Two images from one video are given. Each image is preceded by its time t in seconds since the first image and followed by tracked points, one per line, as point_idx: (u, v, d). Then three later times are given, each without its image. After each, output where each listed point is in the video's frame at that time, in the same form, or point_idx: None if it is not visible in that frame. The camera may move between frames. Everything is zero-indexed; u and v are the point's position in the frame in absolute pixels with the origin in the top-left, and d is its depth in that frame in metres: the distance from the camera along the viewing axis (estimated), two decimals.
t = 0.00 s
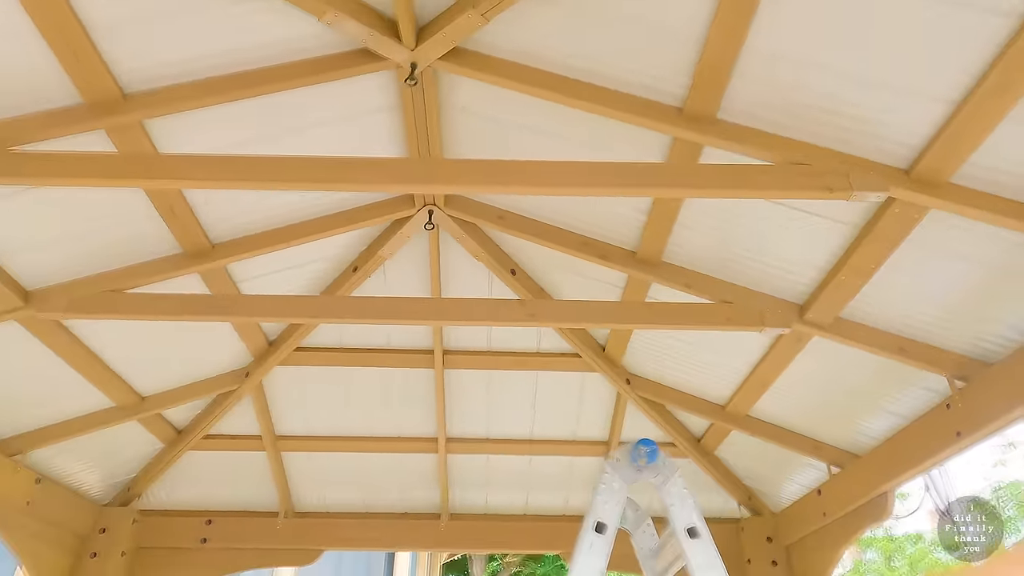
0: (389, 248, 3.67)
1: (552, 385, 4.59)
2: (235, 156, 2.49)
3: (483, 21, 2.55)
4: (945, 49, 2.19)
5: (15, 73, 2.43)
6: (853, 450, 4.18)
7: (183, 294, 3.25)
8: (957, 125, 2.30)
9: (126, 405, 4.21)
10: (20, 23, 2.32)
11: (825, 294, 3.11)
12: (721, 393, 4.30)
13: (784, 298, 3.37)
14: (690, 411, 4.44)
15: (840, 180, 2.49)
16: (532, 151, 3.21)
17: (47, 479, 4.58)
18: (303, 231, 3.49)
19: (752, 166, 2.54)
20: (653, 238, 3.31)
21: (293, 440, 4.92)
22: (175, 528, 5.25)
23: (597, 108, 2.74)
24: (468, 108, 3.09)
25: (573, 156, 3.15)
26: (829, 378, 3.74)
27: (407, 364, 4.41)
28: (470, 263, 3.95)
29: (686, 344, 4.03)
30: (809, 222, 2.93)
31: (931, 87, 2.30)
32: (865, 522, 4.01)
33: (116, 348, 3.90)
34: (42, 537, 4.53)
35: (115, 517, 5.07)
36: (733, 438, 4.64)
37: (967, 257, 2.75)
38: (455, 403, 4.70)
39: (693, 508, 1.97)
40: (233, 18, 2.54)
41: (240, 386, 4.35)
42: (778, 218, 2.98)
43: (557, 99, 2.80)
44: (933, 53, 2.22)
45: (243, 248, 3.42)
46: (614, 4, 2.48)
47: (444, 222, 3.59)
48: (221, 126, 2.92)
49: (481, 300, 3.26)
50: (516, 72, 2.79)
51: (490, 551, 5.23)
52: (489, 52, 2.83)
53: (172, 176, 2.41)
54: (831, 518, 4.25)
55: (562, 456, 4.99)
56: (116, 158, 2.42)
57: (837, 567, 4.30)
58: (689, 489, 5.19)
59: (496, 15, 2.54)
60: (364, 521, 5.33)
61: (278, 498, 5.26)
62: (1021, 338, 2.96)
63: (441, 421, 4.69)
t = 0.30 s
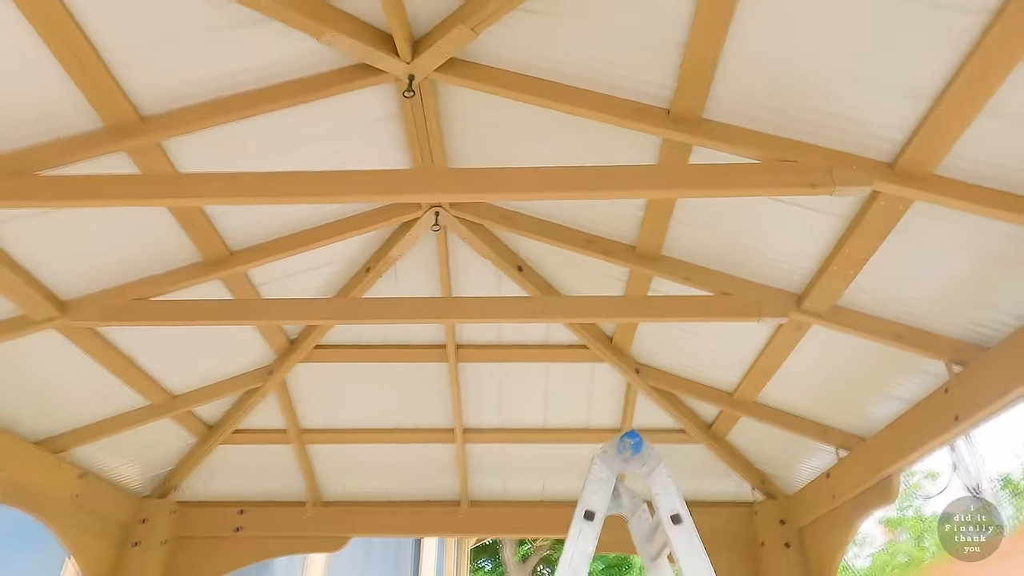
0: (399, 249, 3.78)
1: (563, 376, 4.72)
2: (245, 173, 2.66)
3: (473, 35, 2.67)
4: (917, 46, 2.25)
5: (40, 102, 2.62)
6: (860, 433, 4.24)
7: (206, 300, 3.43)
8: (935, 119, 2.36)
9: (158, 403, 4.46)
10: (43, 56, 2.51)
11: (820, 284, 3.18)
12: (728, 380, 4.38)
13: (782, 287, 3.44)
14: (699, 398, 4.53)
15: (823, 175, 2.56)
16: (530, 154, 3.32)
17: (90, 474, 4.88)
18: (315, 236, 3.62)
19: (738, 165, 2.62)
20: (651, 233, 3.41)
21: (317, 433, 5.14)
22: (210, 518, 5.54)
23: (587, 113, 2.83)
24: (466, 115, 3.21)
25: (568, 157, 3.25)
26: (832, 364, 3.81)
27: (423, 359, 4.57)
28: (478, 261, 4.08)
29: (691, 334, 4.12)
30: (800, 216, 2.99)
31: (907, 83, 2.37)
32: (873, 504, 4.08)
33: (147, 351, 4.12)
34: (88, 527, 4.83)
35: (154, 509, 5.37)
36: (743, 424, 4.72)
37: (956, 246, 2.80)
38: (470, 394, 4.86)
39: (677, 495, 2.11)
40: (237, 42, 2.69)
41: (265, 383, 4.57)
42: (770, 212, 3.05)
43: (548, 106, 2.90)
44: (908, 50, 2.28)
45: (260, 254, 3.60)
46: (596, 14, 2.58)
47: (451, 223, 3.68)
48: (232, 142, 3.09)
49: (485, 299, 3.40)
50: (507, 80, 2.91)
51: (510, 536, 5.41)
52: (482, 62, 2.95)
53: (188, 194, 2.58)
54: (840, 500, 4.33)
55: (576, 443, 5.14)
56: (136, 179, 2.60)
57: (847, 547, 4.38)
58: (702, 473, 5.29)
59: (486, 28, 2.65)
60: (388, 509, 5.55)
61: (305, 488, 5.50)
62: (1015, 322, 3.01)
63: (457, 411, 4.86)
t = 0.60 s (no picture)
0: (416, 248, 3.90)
1: (580, 366, 4.83)
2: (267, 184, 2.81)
3: (479, 44, 2.75)
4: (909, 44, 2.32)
5: (74, 122, 2.78)
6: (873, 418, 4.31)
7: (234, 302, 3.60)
8: (930, 113, 2.42)
9: (192, 399, 4.67)
10: (75, 80, 2.66)
11: (826, 275, 3.24)
12: (741, 368, 4.46)
13: (790, 277, 3.51)
14: (713, 386, 4.61)
15: (822, 171, 2.63)
16: (538, 156, 3.42)
17: (131, 468, 5.13)
18: (334, 238, 3.76)
19: (739, 163, 2.70)
20: (659, 228, 3.49)
21: (343, 425, 5.33)
22: (244, 508, 5.75)
23: (592, 116, 2.92)
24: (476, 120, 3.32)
25: (576, 157, 3.34)
26: (842, 351, 3.87)
27: (442, 353, 4.72)
28: (492, 258, 4.19)
29: (703, 324, 4.19)
30: (804, 208, 3.06)
31: (901, 78, 2.43)
32: (886, 487, 4.14)
33: (180, 352, 4.32)
34: (130, 518, 5.09)
35: (191, 500, 5.62)
36: (757, 410, 4.80)
37: (957, 235, 2.86)
38: (489, 386, 5.00)
39: (681, 485, 2.24)
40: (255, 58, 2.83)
41: (292, 379, 4.75)
42: (775, 205, 3.11)
43: (554, 109, 3.00)
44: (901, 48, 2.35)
45: (283, 256, 3.75)
46: (597, 20, 2.67)
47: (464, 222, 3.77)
48: (254, 153, 3.23)
49: (498, 296, 3.52)
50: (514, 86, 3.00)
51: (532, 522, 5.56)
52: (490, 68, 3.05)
53: (214, 207, 2.73)
54: (854, 484, 4.41)
55: (594, 431, 5.26)
56: (166, 192, 2.75)
57: (862, 530, 4.45)
58: (719, 459, 5.38)
59: (491, 38, 2.73)
60: (414, 497, 5.74)
61: (334, 478, 5.71)
62: (1020, 309, 3.06)
63: (477, 403, 5.01)
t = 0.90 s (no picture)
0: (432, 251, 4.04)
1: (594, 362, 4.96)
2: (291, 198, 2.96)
3: (487, 60, 2.87)
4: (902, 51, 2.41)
5: (109, 142, 2.94)
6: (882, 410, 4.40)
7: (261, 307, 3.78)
8: (924, 118, 2.51)
9: (222, 398, 4.87)
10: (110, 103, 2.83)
11: (830, 272, 3.33)
12: (752, 361, 4.55)
13: (797, 275, 3.60)
14: (725, 379, 4.71)
15: (822, 174, 2.72)
16: (548, 162, 3.54)
17: (166, 464, 5.37)
18: (353, 244, 3.91)
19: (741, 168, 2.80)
20: (667, 229, 3.60)
21: (366, 421, 5.51)
22: (272, 501, 5.97)
23: (599, 125, 3.04)
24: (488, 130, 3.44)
25: (585, 163, 3.46)
26: (850, 345, 3.96)
27: (461, 351, 4.88)
28: (506, 259, 4.32)
29: (714, 320, 4.29)
30: (807, 209, 3.15)
31: (895, 84, 2.52)
32: (895, 476, 4.23)
33: (210, 354, 4.52)
34: (167, 512, 5.33)
35: (224, 493, 5.87)
36: (769, 402, 4.90)
37: (957, 233, 2.94)
38: (506, 382, 5.15)
39: (685, 479, 2.36)
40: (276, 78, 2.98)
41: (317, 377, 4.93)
42: (779, 207, 3.20)
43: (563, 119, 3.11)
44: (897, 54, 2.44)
45: (305, 262, 3.91)
46: (602, 34, 2.79)
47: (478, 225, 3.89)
48: (277, 166, 3.39)
49: (512, 297, 3.66)
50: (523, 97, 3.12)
51: (551, 513, 5.72)
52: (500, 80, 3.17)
53: (242, 220, 2.89)
54: (865, 473, 4.50)
55: (609, 424, 5.39)
56: (198, 208, 2.92)
57: (874, 518, 4.54)
58: (733, 450, 5.48)
59: (499, 53, 2.85)
60: (437, 489, 5.92)
61: (358, 471, 5.91)
62: (1023, 303, 3.13)
63: (495, 398, 5.16)
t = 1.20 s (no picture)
0: (448, 252, 4.17)
1: (608, 355, 5.07)
2: (316, 209, 3.11)
3: (498, 72, 2.97)
4: (900, 57, 2.49)
5: (142, 159, 3.10)
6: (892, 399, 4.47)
7: (286, 310, 3.95)
8: (923, 123, 2.58)
9: (250, 396, 5.07)
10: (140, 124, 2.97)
11: (836, 269, 3.41)
12: (763, 354, 4.64)
13: (804, 271, 3.67)
14: (737, 371, 4.80)
15: (825, 178, 2.79)
16: (559, 166, 3.65)
17: (198, 459, 5.60)
18: (371, 246, 4.04)
19: (746, 172, 2.89)
20: (675, 228, 3.69)
21: (388, 415, 5.68)
22: (300, 492, 6.20)
23: (607, 132, 3.13)
24: (499, 137, 3.54)
25: (594, 166, 3.56)
26: (859, 337, 4.04)
27: (478, 347, 5.03)
28: (520, 259, 4.44)
29: (725, 314, 4.38)
30: (812, 208, 3.23)
31: (894, 90, 2.60)
32: (906, 465, 4.32)
33: (238, 354, 4.70)
34: (200, 504, 5.57)
35: (253, 485, 6.10)
36: (781, 393, 4.98)
37: (959, 231, 3.01)
38: (522, 376, 5.29)
39: (692, 473, 2.49)
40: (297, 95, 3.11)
41: (339, 374, 5.05)
42: (784, 206, 3.28)
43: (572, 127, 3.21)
44: (896, 62, 2.51)
45: (328, 265, 4.02)
46: (608, 45, 2.88)
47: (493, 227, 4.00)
48: (298, 177, 3.53)
49: (527, 297, 3.78)
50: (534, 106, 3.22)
51: (568, 502, 5.88)
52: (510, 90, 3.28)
53: (269, 232, 3.04)
54: (877, 462, 4.59)
55: (624, 416, 5.52)
56: (229, 221, 3.08)
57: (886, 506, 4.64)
58: (746, 439, 5.58)
59: (509, 64, 2.95)
60: (457, 480, 6.10)
61: (381, 463, 6.11)
62: None
63: (512, 392, 5.31)
